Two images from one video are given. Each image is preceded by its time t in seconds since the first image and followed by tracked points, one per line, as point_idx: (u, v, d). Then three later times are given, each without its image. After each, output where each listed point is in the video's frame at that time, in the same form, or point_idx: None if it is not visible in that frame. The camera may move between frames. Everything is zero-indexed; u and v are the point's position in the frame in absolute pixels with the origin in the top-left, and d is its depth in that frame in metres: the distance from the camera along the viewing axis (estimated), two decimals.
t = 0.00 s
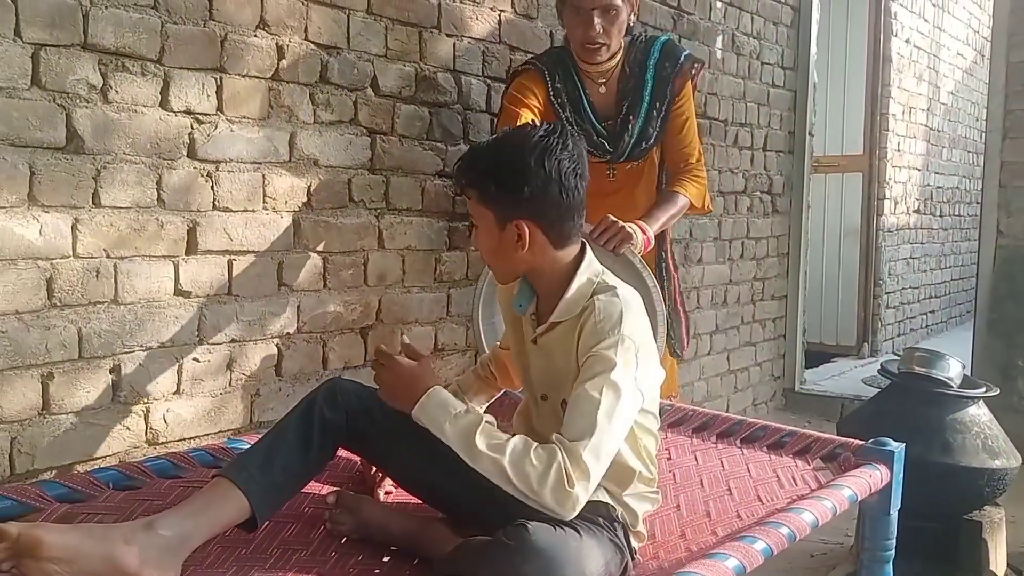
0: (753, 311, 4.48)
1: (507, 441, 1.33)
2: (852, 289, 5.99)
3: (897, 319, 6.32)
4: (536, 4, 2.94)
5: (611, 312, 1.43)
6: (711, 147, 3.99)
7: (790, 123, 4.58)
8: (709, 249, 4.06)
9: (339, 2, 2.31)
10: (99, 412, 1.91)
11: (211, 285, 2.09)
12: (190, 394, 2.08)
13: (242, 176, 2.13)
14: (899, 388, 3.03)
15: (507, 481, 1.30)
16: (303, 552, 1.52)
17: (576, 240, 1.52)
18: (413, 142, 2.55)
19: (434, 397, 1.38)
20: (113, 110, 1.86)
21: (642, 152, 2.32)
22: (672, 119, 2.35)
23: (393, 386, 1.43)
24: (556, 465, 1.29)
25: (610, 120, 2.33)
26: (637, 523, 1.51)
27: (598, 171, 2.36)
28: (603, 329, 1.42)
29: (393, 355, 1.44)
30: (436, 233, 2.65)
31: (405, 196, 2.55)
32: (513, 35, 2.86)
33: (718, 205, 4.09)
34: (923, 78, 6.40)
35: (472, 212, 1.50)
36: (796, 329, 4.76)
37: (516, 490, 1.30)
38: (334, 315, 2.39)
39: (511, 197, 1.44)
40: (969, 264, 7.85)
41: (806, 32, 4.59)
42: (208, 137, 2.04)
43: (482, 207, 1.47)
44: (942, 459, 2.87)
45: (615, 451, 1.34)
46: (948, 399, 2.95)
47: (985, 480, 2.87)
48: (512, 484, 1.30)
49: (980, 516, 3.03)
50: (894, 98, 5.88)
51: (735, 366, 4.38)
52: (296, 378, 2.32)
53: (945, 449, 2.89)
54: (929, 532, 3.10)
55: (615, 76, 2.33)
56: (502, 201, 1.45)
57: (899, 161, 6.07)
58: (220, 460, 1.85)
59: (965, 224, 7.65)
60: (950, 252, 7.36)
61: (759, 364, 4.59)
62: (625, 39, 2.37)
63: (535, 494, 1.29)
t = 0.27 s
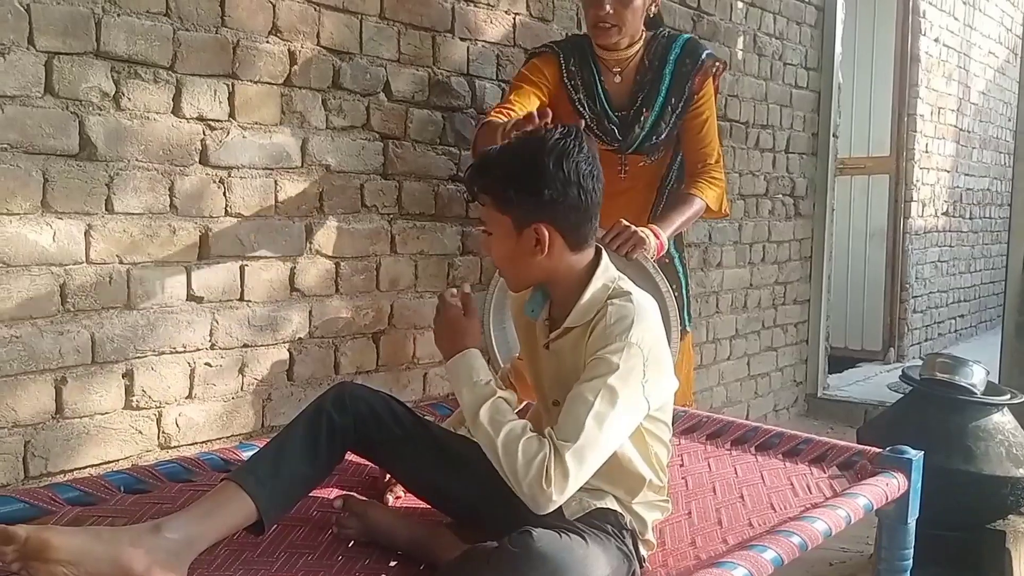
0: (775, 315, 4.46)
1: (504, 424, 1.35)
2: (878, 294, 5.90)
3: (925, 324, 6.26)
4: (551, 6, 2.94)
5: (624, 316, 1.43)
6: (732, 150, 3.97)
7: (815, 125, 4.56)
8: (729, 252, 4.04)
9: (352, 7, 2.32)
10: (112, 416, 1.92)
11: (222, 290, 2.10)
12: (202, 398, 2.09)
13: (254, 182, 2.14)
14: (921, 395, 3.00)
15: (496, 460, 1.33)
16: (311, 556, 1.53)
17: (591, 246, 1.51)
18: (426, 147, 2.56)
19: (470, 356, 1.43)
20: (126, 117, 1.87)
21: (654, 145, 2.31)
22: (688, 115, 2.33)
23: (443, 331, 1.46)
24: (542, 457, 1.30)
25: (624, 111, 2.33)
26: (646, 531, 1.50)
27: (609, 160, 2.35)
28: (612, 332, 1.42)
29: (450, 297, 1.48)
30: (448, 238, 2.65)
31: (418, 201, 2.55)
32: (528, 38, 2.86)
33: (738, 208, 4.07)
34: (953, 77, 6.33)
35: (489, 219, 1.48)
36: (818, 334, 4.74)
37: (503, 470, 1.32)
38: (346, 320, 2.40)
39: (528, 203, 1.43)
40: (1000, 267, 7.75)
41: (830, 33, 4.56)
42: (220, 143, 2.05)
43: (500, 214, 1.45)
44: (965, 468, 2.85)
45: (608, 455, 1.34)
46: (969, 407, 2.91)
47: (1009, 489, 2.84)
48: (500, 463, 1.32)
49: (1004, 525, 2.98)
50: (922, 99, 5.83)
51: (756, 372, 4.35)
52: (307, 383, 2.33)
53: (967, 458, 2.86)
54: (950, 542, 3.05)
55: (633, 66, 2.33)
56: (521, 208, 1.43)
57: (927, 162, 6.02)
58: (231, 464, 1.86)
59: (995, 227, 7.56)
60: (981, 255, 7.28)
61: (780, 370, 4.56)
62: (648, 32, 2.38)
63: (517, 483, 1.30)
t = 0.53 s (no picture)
0: (796, 319, 4.44)
1: (543, 436, 1.33)
2: (904, 298, 5.85)
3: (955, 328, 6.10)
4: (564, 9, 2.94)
5: (655, 323, 1.42)
6: (751, 151, 3.96)
7: (838, 126, 4.55)
8: (748, 256, 4.03)
9: (362, 12, 2.33)
10: (122, 419, 1.94)
11: (232, 295, 2.12)
12: (212, 402, 2.11)
13: (263, 187, 2.15)
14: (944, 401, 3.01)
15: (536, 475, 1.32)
16: (315, 560, 1.54)
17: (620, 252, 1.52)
18: (436, 151, 2.56)
19: (500, 367, 1.40)
20: (136, 124, 1.89)
21: (662, 142, 2.30)
22: (701, 114, 2.31)
23: (462, 342, 1.43)
24: (586, 470, 1.30)
25: (631, 105, 2.32)
26: (653, 540, 1.50)
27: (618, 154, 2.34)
28: (644, 339, 1.41)
29: (468, 307, 1.44)
30: (459, 242, 2.66)
31: (428, 205, 2.56)
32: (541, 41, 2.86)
33: (757, 211, 4.05)
34: (982, 76, 6.22)
35: (533, 217, 1.43)
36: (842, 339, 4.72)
37: (546, 484, 1.32)
38: (356, 325, 2.41)
39: (595, 195, 1.44)
40: None
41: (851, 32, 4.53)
42: (230, 149, 2.07)
43: (552, 210, 1.43)
44: (985, 477, 2.84)
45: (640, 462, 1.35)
46: (991, 414, 2.91)
47: None
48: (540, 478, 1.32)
49: None
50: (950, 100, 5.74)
51: (776, 376, 4.33)
52: (317, 388, 2.34)
53: (988, 466, 2.85)
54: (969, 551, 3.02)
55: (646, 62, 2.32)
56: (582, 200, 1.43)
57: (954, 164, 5.93)
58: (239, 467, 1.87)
59: None
60: (1011, 257, 7.19)
61: (802, 375, 4.54)
62: (665, 28, 2.37)
63: (561, 495, 1.31)
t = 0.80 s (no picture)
0: (817, 322, 4.42)
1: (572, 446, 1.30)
2: (931, 300, 5.48)
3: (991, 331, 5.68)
4: (576, 11, 2.93)
5: (678, 333, 1.40)
6: (769, 152, 3.95)
7: (859, 126, 4.54)
8: (766, 258, 4.01)
9: (370, 17, 2.34)
10: (130, 423, 1.96)
11: (239, 299, 2.13)
12: (219, 406, 2.12)
13: (270, 192, 2.17)
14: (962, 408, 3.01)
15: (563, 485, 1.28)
16: (317, 564, 1.56)
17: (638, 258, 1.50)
18: (445, 154, 2.57)
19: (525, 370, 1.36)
20: (144, 130, 1.91)
21: (673, 150, 2.30)
22: (710, 119, 2.29)
23: (489, 345, 1.38)
24: (615, 482, 1.27)
25: (641, 114, 2.34)
26: (659, 551, 1.49)
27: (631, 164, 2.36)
28: (668, 350, 1.38)
29: (498, 307, 1.40)
30: (468, 245, 2.66)
31: (437, 209, 2.56)
32: (552, 43, 2.86)
33: (775, 213, 4.04)
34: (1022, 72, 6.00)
35: (547, 222, 1.41)
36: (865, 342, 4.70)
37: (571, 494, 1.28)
38: (363, 329, 2.42)
39: (608, 204, 1.41)
40: None
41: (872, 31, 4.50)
42: (238, 154, 2.08)
43: (564, 217, 1.40)
44: (1005, 486, 2.84)
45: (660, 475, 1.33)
46: (1012, 422, 2.90)
47: None
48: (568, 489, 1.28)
49: None
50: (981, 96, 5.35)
51: (796, 381, 4.32)
52: (325, 391, 2.36)
53: (1008, 475, 2.84)
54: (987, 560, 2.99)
55: (655, 69, 2.31)
56: (594, 208, 1.40)
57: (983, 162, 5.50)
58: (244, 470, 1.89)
59: None
60: None
61: (824, 380, 4.53)
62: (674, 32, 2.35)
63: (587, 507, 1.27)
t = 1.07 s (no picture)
0: (837, 325, 4.41)
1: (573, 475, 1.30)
2: (957, 301, 5.36)
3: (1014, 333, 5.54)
4: (585, 14, 2.93)
5: (672, 345, 1.40)
6: (785, 153, 3.94)
7: (879, 127, 4.52)
8: (782, 261, 4.01)
9: (375, 21, 2.36)
10: (136, 425, 1.98)
11: (244, 303, 2.15)
12: (224, 409, 2.14)
13: (276, 197, 2.19)
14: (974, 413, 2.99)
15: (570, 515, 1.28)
16: (317, 568, 1.58)
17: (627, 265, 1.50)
18: (452, 157, 2.58)
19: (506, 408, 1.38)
20: (149, 136, 1.94)
21: (674, 145, 2.30)
22: (713, 115, 2.29)
23: (467, 384, 1.42)
24: (622, 505, 1.27)
25: (642, 109, 2.34)
26: (659, 558, 1.48)
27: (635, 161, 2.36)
28: (664, 363, 1.38)
29: (470, 347, 1.45)
30: (475, 249, 2.67)
31: (443, 212, 2.57)
32: (560, 45, 2.86)
33: (792, 215, 4.03)
34: None
35: (525, 237, 1.44)
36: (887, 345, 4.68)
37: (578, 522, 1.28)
38: (369, 332, 2.43)
39: (580, 218, 1.40)
40: None
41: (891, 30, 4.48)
42: (242, 159, 2.11)
43: (539, 231, 1.42)
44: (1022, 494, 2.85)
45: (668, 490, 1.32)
46: None
47: None
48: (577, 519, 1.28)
49: None
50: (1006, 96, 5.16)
51: (815, 386, 4.31)
52: (331, 395, 2.37)
53: None
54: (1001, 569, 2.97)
55: (657, 65, 2.32)
56: (567, 222, 1.40)
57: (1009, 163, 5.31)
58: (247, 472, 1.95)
59: None
60: None
61: (845, 385, 4.51)
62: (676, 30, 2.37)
63: (597, 533, 1.27)
